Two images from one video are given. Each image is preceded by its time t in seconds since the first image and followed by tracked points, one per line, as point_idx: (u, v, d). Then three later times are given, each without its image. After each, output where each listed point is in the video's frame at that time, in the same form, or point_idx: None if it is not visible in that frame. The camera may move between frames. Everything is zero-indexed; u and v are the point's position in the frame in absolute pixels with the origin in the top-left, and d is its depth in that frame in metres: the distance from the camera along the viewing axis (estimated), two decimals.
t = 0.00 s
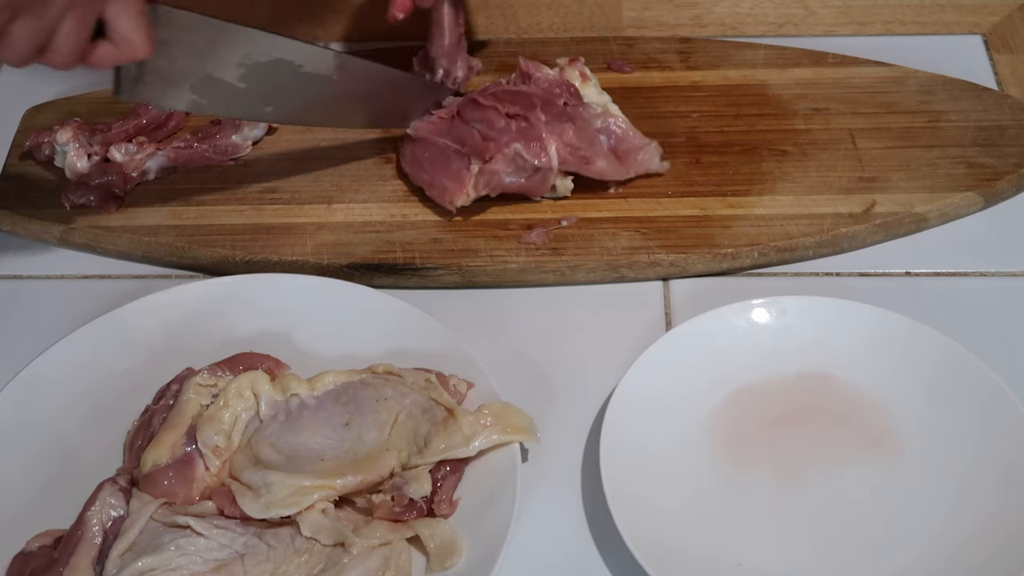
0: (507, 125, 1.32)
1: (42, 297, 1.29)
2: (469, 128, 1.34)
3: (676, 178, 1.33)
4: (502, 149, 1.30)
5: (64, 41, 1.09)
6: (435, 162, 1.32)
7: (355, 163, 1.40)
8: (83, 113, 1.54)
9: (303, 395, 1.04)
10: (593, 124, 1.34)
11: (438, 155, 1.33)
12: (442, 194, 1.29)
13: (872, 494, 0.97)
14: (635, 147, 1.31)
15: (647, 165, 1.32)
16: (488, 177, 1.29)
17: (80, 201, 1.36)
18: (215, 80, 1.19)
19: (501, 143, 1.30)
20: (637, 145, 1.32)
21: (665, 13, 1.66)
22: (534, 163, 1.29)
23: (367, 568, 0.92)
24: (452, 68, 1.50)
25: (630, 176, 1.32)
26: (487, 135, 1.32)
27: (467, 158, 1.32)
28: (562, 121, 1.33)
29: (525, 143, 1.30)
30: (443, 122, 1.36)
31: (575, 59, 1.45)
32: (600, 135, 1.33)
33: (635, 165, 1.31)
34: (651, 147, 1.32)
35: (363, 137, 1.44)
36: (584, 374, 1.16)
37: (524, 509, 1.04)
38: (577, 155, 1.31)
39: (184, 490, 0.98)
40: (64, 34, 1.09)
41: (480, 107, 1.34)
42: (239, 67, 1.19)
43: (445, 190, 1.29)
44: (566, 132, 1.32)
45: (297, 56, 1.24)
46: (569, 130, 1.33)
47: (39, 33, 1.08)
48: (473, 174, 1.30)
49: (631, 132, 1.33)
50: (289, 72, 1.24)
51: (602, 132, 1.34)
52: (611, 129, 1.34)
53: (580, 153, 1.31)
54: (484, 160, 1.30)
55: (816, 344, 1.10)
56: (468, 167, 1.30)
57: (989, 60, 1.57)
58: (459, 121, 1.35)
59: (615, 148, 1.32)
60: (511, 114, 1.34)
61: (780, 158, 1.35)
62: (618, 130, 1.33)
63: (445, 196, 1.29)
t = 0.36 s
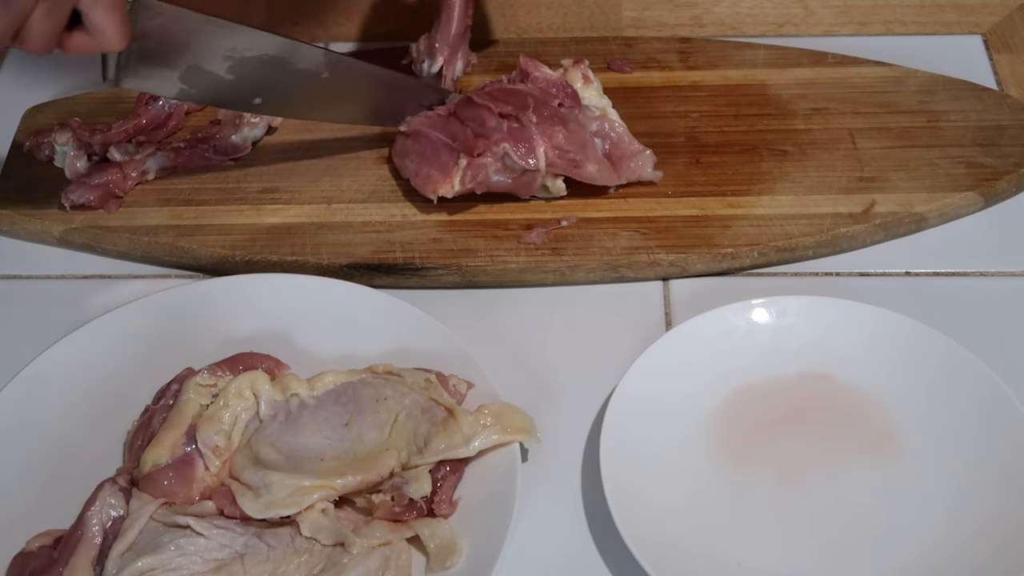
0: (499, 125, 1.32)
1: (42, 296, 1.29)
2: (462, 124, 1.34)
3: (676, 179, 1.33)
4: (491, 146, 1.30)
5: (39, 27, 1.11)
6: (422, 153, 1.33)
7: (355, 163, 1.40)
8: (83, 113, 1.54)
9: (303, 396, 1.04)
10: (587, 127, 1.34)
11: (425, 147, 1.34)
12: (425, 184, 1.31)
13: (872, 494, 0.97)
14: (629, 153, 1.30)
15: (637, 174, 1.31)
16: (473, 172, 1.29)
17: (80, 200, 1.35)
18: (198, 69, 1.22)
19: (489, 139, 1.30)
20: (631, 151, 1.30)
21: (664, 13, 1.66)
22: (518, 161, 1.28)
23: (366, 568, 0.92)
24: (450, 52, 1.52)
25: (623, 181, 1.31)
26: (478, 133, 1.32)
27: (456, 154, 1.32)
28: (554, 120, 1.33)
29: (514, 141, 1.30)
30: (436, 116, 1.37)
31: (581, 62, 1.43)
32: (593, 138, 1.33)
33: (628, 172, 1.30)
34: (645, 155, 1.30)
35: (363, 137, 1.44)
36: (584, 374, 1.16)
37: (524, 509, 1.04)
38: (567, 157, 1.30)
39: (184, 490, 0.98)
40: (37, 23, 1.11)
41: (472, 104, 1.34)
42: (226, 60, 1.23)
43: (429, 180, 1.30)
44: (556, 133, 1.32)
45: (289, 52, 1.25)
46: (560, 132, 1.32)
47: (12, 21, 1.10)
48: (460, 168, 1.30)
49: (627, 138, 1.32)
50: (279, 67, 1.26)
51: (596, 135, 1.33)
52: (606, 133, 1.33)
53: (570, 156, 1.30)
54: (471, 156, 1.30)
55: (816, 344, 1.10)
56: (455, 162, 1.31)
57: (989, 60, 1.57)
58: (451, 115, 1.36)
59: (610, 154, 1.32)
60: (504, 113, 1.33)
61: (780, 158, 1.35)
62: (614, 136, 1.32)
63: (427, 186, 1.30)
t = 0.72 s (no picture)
0: (506, 133, 1.32)
1: (42, 296, 1.29)
2: (469, 126, 1.34)
3: (676, 179, 1.33)
4: (495, 154, 1.29)
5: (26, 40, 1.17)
6: (425, 145, 1.33)
7: (355, 163, 1.40)
8: (83, 113, 1.54)
9: (303, 395, 1.04)
10: (593, 134, 1.34)
11: (430, 139, 1.34)
12: (423, 176, 1.30)
13: (872, 494, 0.97)
14: (633, 159, 1.31)
15: (642, 177, 1.31)
16: (474, 177, 1.29)
17: (81, 200, 1.35)
18: None
19: (494, 146, 1.30)
20: (636, 155, 1.31)
21: (665, 12, 1.66)
22: (523, 172, 1.29)
23: (367, 568, 0.92)
24: (478, 59, 1.50)
25: (626, 188, 1.31)
26: (485, 139, 1.32)
27: (459, 153, 1.32)
28: (562, 129, 1.33)
29: (520, 152, 1.30)
30: (445, 112, 1.36)
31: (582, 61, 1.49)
32: (599, 144, 1.33)
33: (631, 176, 1.31)
34: (650, 158, 1.31)
35: (363, 137, 1.44)
36: (584, 374, 1.16)
37: (524, 509, 1.04)
38: (571, 166, 1.30)
39: (184, 490, 0.98)
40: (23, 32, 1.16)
41: (482, 108, 1.34)
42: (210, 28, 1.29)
43: (429, 171, 1.30)
44: (563, 144, 1.32)
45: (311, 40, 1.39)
46: (567, 142, 1.32)
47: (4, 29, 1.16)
48: (462, 169, 1.31)
49: (632, 142, 1.32)
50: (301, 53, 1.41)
51: (601, 141, 1.33)
52: (611, 138, 1.33)
53: (576, 167, 1.30)
54: (474, 161, 1.30)
55: (816, 344, 1.10)
56: (457, 163, 1.31)
57: (989, 60, 1.57)
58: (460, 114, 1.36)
59: (614, 159, 1.31)
60: (511, 122, 1.33)
61: (780, 158, 1.35)
62: (620, 142, 1.32)
63: (426, 177, 1.30)
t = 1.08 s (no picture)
0: (507, 133, 1.32)
1: (42, 296, 1.29)
2: (470, 124, 1.35)
3: (676, 179, 1.33)
4: (495, 153, 1.29)
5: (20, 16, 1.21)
6: (427, 141, 1.33)
7: (355, 163, 1.40)
8: (83, 113, 1.53)
9: (303, 396, 1.04)
10: (593, 135, 1.35)
11: (432, 136, 1.34)
12: (423, 172, 1.30)
13: (872, 494, 0.97)
14: (634, 159, 1.31)
15: (643, 177, 1.31)
16: (474, 176, 1.29)
17: (80, 200, 1.35)
18: None
19: (495, 145, 1.30)
20: (637, 155, 1.31)
21: (665, 12, 1.66)
22: (523, 171, 1.29)
23: (367, 568, 0.92)
24: (481, 61, 1.50)
25: (626, 189, 1.31)
26: (485, 137, 1.32)
27: (460, 151, 1.32)
28: (563, 130, 1.34)
29: (520, 152, 1.30)
30: (447, 110, 1.37)
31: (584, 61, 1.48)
32: (600, 145, 1.34)
33: (631, 177, 1.31)
34: (650, 159, 1.31)
35: (363, 137, 1.44)
36: (584, 374, 1.16)
37: (524, 508, 1.04)
38: (571, 166, 1.30)
39: (184, 490, 0.98)
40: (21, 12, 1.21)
41: (484, 107, 1.34)
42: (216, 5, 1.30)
43: (429, 168, 1.30)
44: (564, 145, 1.32)
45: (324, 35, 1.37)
46: (568, 144, 1.32)
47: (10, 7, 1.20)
48: (462, 167, 1.31)
49: (632, 142, 1.33)
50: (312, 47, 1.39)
51: (602, 141, 1.34)
52: (612, 138, 1.34)
53: (577, 168, 1.30)
54: (475, 160, 1.31)
55: (816, 344, 1.10)
56: (458, 161, 1.32)
57: (989, 60, 1.57)
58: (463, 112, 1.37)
59: (615, 159, 1.32)
60: (512, 122, 1.33)
61: (780, 158, 1.35)
62: (621, 143, 1.33)
63: (426, 174, 1.30)
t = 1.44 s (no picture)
0: (509, 129, 1.32)
1: (42, 296, 1.29)
2: (472, 121, 1.35)
3: (676, 179, 1.33)
4: (496, 150, 1.30)
5: None
6: (429, 136, 1.33)
7: (355, 163, 1.40)
8: (83, 113, 1.53)
9: (303, 396, 1.04)
10: (596, 134, 1.34)
11: (434, 131, 1.34)
12: (423, 167, 1.30)
13: (872, 494, 0.97)
14: (635, 159, 1.31)
15: (644, 178, 1.31)
16: (474, 172, 1.29)
17: (80, 200, 1.35)
18: None
19: (496, 142, 1.30)
20: (638, 156, 1.31)
21: (664, 13, 1.66)
22: (523, 168, 1.29)
23: (367, 568, 0.92)
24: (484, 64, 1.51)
25: (627, 188, 1.31)
26: (487, 133, 1.32)
27: (462, 147, 1.33)
28: (565, 127, 1.34)
29: (521, 148, 1.30)
30: (451, 106, 1.37)
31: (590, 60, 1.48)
32: (602, 145, 1.33)
33: (633, 176, 1.31)
34: (651, 160, 1.31)
35: (363, 137, 1.44)
36: (584, 374, 1.16)
37: (524, 508, 1.04)
38: (571, 165, 1.30)
39: (184, 490, 0.98)
40: None
41: (487, 102, 1.34)
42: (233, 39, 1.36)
43: (430, 163, 1.30)
44: (566, 142, 1.32)
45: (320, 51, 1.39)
46: (569, 141, 1.33)
47: None
48: (463, 163, 1.31)
49: (635, 142, 1.32)
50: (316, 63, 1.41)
51: (605, 141, 1.34)
52: (614, 138, 1.33)
53: (577, 167, 1.30)
54: (476, 156, 1.31)
55: (816, 344, 1.10)
56: (459, 157, 1.32)
57: (989, 60, 1.57)
58: (466, 107, 1.37)
59: (617, 159, 1.32)
60: (514, 118, 1.33)
61: (780, 158, 1.35)
62: (623, 143, 1.33)
63: (427, 168, 1.30)
